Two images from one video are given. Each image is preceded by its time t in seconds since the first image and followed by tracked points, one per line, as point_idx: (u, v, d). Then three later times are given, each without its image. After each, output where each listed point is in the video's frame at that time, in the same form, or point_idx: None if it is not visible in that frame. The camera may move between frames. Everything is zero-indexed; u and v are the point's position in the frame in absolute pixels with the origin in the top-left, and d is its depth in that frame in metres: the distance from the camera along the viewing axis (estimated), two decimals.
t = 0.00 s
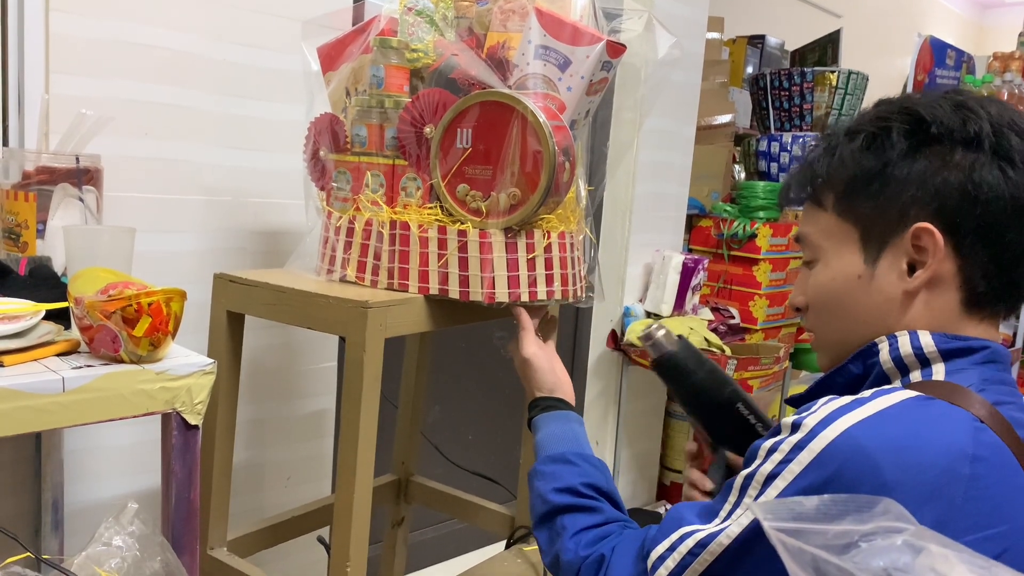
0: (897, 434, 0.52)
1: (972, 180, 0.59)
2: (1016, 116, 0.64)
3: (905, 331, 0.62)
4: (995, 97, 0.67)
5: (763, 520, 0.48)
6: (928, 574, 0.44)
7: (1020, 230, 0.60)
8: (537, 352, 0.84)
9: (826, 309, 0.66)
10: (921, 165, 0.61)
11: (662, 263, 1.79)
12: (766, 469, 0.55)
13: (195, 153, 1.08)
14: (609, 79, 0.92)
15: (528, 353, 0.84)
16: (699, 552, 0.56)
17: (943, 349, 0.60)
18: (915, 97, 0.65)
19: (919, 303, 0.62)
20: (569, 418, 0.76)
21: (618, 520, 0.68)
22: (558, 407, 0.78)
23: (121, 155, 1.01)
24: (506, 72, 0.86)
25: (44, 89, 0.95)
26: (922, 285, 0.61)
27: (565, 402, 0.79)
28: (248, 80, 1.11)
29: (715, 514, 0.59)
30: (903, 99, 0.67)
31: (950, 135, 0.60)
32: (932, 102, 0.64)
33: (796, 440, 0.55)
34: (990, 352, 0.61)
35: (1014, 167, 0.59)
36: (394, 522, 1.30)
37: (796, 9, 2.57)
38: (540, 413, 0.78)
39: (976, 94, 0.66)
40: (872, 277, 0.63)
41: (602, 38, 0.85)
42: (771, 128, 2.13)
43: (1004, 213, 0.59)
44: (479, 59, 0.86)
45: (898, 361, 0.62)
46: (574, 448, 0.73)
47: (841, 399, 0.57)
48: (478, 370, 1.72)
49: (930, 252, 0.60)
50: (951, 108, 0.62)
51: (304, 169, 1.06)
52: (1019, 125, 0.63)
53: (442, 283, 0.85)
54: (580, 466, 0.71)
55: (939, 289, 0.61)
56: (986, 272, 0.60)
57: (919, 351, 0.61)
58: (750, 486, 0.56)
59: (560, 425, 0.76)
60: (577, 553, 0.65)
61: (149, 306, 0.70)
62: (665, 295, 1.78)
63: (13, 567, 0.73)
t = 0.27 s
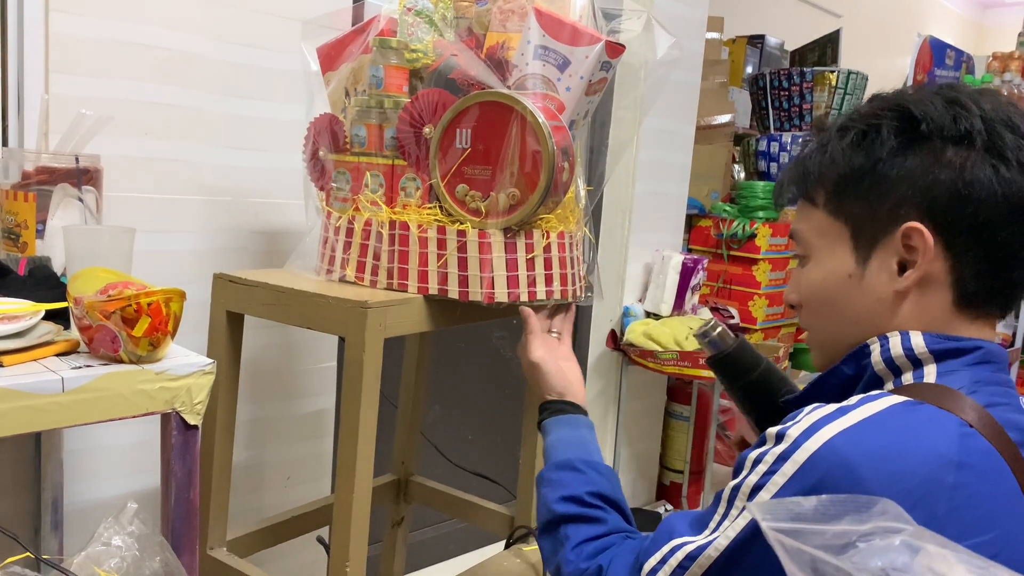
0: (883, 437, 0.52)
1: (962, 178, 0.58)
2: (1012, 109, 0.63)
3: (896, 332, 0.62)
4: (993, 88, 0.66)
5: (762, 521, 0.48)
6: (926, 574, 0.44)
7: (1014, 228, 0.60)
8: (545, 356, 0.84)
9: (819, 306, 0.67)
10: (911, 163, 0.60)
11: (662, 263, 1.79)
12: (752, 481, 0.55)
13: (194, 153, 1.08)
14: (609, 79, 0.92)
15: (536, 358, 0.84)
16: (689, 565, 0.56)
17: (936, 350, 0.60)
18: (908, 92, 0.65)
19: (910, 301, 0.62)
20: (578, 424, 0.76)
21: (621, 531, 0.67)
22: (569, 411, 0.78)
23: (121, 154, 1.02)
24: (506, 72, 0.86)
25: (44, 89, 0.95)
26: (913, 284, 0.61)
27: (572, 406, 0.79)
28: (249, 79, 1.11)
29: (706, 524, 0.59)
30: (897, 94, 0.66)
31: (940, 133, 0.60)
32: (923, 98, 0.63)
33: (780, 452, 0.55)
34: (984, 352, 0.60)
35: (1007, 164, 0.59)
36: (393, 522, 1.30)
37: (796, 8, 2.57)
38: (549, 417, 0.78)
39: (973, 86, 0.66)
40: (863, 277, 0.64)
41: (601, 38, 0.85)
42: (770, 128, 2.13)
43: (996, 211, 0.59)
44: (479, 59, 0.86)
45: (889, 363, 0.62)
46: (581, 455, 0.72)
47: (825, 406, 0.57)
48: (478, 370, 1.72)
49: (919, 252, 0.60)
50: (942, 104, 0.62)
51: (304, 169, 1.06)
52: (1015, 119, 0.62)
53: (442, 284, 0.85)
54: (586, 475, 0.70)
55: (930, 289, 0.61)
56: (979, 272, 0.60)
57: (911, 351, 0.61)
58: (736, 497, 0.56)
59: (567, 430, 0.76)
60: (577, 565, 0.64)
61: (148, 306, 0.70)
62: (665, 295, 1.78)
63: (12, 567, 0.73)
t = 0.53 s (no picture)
0: (869, 445, 0.52)
1: (978, 179, 0.58)
2: None
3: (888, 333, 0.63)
4: (1012, 81, 0.65)
5: (762, 520, 0.48)
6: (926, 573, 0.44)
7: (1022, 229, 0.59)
8: (554, 353, 0.83)
9: (818, 297, 0.67)
10: (926, 158, 0.59)
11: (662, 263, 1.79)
12: (731, 493, 0.55)
13: (194, 153, 1.08)
14: (609, 79, 0.92)
15: (544, 355, 0.83)
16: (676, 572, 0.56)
17: (924, 353, 0.60)
18: (927, 82, 0.64)
19: (910, 299, 0.62)
20: (592, 418, 0.76)
21: (629, 528, 0.66)
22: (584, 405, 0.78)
23: (121, 155, 1.02)
24: (506, 72, 0.86)
25: (44, 90, 0.95)
26: (915, 282, 0.61)
27: (586, 401, 0.78)
28: (249, 80, 1.11)
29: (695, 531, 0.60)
30: (915, 83, 0.65)
31: (959, 130, 0.59)
32: (944, 90, 0.62)
33: (758, 464, 0.55)
34: (975, 354, 0.60)
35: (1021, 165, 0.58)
36: (393, 522, 1.31)
37: (796, 8, 2.58)
38: (564, 409, 0.78)
39: (990, 79, 0.64)
40: (865, 271, 0.63)
41: (601, 38, 0.85)
42: (770, 128, 2.13)
43: (1006, 212, 0.58)
44: (479, 59, 0.86)
45: (880, 365, 0.63)
46: (592, 451, 0.71)
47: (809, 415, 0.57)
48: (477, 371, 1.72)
49: (925, 252, 0.59)
50: (964, 98, 0.60)
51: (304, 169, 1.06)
52: None
53: (442, 284, 0.85)
54: (596, 471, 0.69)
55: (930, 289, 0.61)
56: (981, 274, 0.60)
57: (901, 353, 0.61)
58: (717, 509, 0.56)
59: (581, 425, 0.75)
60: (584, 563, 0.64)
61: (148, 306, 0.70)
62: (665, 295, 1.78)
63: (13, 567, 0.73)
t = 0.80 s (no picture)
0: (852, 455, 0.52)
1: (981, 183, 0.57)
2: None
3: (875, 338, 0.63)
4: (1014, 78, 0.64)
5: (761, 521, 0.48)
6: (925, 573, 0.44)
7: (1019, 233, 0.59)
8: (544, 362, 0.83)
9: (811, 294, 0.66)
10: (930, 159, 0.59)
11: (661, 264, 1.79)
12: (713, 508, 0.55)
13: (194, 153, 1.08)
14: (609, 79, 0.93)
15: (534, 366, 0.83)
16: None
17: (910, 357, 0.60)
18: (932, 78, 0.62)
19: (903, 302, 0.61)
20: (578, 428, 0.75)
21: (618, 540, 0.66)
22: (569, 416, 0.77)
23: (121, 155, 1.02)
24: (505, 72, 0.86)
25: (44, 90, 0.95)
26: (910, 286, 0.60)
27: (574, 412, 0.78)
28: (249, 80, 1.11)
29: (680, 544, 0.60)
30: (919, 77, 0.63)
31: (966, 131, 0.58)
32: (951, 88, 0.61)
33: (737, 479, 0.54)
34: (963, 356, 0.59)
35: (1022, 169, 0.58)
36: (393, 522, 1.31)
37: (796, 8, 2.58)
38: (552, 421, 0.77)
39: (993, 74, 0.64)
40: (860, 272, 0.62)
41: (601, 39, 0.85)
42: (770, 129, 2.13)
43: (1004, 216, 0.58)
44: (479, 60, 0.86)
45: (867, 370, 0.63)
46: (581, 463, 0.70)
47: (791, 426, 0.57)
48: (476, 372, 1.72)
49: (923, 256, 0.59)
50: (970, 98, 0.60)
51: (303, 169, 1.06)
52: None
53: (442, 284, 0.85)
54: (585, 483, 0.69)
55: (923, 292, 0.61)
56: (978, 277, 0.60)
57: (888, 358, 0.61)
58: (700, 522, 0.56)
59: (568, 435, 0.74)
60: None
61: (148, 307, 0.70)
62: (664, 295, 1.78)
63: (12, 567, 0.73)
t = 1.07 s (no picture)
0: (845, 487, 0.50)
1: (971, 184, 0.55)
2: None
3: (862, 345, 0.61)
4: (1010, 66, 0.60)
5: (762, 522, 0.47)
6: (925, 573, 0.44)
7: (1013, 233, 0.56)
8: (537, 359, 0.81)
9: (796, 293, 0.64)
10: (919, 158, 0.55)
11: (661, 264, 1.79)
12: (707, 549, 0.54)
13: (194, 153, 1.08)
14: (608, 80, 0.93)
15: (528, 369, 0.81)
16: None
17: (900, 367, 0.58)
18: (923, 67, 0.59)
19: (890, 305, 0.59)
20: (569, 445, 0.73)
21: (622, 568, 0.62)
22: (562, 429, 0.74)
23: (121, 155, 1.02)
24: (505, 73, 0.86)
25: (44, 90, 0.95)
26: (896, 289, 0.58)
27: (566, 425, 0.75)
28: (249, 80, 1.12)
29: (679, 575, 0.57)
30: (909, 65, 0.60)
31: (958, 128, 0.55)
32: (944, 79, 0.57)
33: (730, 521, 0.52)
34: (954, 365, 0.58)
35: (1016, 167, 0.55)
36: (393, 522, 1.31)
37: (796, 8, 2.58)
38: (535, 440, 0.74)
39: (988, 61, 0.60)
40: (845, 273, 0.60)
41: (600, 39, 0.85)
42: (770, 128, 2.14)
43: (996, 217, 0.55)
44: (479, 59, 0.86)
45: (853, 378, 0.61)
46: (577, 486, 0.68)
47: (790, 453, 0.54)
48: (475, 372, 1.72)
49: (910, 258, 0.56)
50: (963, 91, 0.56)
51: (303, 169, 1.06)
52: None
53: (442, 284, 0.85)
54: (584, 509, 0.66)
55: (911, 295, 0.58)
56: (968, 282, 0.57)
57: (875, 367, 0.59)
58: (695, 562, 0.55)
59: (561, 452, 0.72)
60: None
61: (148, 307, 0.70)
62: (664, 295, 1.78)
63: (12, 568, 0.73)
